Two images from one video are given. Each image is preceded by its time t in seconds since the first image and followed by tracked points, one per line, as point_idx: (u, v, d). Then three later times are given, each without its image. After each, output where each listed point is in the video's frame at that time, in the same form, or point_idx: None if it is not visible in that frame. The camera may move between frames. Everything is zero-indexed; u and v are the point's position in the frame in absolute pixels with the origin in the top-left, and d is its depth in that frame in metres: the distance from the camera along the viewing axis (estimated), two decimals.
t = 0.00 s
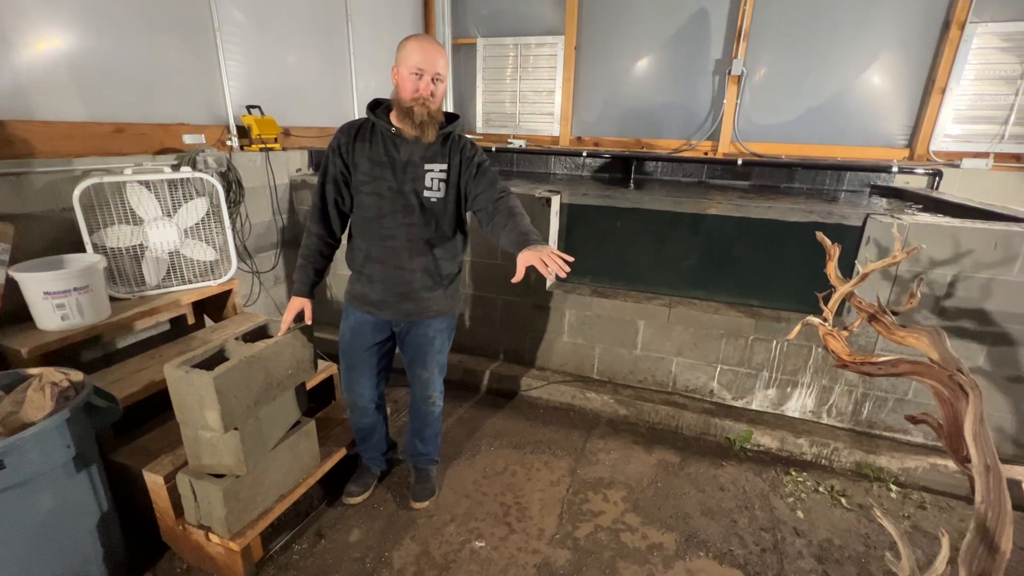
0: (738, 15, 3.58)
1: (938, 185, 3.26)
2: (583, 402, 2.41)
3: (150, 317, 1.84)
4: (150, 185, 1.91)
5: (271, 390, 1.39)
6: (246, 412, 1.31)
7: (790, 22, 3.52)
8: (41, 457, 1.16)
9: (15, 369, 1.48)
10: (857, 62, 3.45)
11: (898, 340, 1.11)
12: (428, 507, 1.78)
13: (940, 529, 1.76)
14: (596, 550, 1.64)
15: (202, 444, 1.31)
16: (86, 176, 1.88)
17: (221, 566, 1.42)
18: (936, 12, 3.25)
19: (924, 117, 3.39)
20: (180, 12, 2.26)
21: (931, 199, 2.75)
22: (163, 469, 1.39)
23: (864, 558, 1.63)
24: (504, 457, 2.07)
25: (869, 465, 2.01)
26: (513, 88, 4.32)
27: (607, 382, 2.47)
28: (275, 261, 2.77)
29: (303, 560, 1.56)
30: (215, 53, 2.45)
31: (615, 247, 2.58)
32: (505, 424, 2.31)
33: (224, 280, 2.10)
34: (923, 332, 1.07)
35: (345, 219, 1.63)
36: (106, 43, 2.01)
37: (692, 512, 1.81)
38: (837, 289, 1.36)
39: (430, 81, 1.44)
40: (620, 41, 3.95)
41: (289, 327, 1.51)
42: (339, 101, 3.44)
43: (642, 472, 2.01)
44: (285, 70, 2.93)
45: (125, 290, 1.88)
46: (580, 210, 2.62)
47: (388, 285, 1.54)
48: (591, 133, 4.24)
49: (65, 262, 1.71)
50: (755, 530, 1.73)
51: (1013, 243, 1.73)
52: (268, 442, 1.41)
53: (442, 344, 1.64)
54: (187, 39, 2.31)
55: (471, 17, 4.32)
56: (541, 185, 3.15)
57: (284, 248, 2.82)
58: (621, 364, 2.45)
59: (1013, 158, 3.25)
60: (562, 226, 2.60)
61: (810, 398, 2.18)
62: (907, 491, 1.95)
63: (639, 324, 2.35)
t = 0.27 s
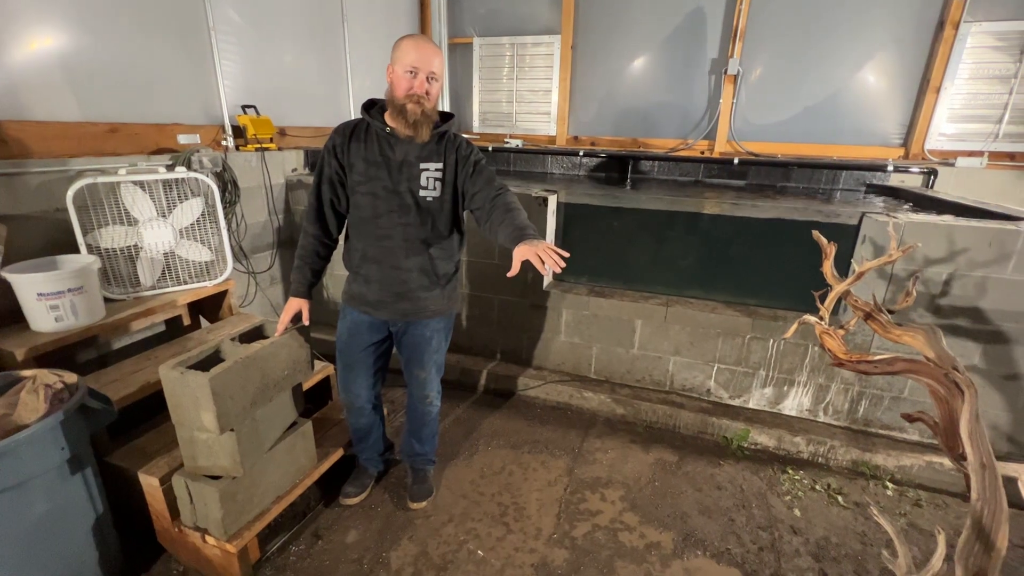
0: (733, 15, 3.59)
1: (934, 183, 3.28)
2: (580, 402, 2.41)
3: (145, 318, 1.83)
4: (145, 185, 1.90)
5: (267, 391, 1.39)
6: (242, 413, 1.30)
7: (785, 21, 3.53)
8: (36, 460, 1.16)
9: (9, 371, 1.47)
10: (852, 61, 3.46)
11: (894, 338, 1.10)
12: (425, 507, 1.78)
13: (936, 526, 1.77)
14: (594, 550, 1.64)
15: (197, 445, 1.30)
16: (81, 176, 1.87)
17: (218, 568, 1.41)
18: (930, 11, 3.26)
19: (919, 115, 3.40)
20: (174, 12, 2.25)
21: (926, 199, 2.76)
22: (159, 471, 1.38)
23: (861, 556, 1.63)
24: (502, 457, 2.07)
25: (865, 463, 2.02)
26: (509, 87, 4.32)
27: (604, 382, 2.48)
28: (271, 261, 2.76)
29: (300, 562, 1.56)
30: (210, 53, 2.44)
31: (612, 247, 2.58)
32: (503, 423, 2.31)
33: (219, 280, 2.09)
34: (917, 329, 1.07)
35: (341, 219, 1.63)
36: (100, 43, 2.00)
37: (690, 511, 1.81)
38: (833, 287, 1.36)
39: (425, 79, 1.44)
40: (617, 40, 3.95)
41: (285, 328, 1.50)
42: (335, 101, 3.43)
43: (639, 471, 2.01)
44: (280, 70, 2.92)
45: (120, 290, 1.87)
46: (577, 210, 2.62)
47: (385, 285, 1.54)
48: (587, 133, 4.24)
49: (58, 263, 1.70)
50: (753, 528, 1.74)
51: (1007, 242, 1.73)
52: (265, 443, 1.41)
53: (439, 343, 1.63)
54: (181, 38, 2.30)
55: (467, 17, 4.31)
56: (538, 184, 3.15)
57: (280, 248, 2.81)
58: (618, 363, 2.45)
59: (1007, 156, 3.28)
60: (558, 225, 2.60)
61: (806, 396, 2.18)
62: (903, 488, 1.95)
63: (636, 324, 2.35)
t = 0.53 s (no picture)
0: (730, 15, 3.60)
1: (929, 183, 3.31)
2: (578, 402, 2.41)
3: (141, 319, 1.83)
4: (141, 186, 1.89)
5: (265, 392, 1.38)
6: (240, 415, 1.30)
7: (782, 21, 3.54)
8: (32, 462, 1.15)
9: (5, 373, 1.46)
10: (849, 61, 3.47)
11: (891, 336, 1.10)
12: (423, 509, 1.78)
13: (934, 524, 1.78)
14: (593, 549, 1.64)
15: (195, 447, 1.30)
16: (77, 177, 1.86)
17: (216, 570, 1.41)
18: (925, 11, 3.28)
19: (915, 115, 3.41)
20: (171, 12, 2.24)
21: (922, 198, 2.78)
22: (156, 473, 1.37)
23: (859, 554, 1.64)
24: (500, 458, 2.07)
25: (862, 462, 2.03)
26: (507, 88, 4.32)
27: (602, 381, 2.48)
28: (268, 262, 2.75)
29: (298, 563, 1.55)
30: (206, 54, 2.44)
31: (610, 247, 2.58)
32: (501, 424, 2.31)
33: (216, 281, 2.08)
34: (914, 328, 1.07)
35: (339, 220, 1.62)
36: (96, 43, 2.00)
37: (688, 510, 1.81)
38: (831, 286, 1.36)
39: (423, 79, 1.44)
40: (613, 40, 3.95)
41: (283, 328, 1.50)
42: (332, 101, 3.42)
43: (638, 470, 2.02)
44: (277, 69, 2.91)
45: (116, 291, 1.86)
46: (575, 210, 2.61)
47: (384, 285, 1.54)
48: (585, 133, 4.25)
49: (54, 264, 1.70)
50: (751, 527, 1.74)
51: (1003, 240, 1.74)
52: (262, 444, 1.41)
53: (438, 343, 1.63)
54: (177, 39, 2.29)
55: (464, 17, 4.31)
56: (536, 185, 3.15)
57: (277, 249, 2.80)
58: (616, 363, 2.45)
59: (1003, 156, 3.30)
60: (556, 225, 2.59)
61: (804, 395, 2.19)
62: (900, 487, 1.96)
63: (634, 323, 2.35)
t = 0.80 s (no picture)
0: (727, 16, 3.61)
1: (926, 183, 3.33)
2: (577, 402, 2.42)
3: (141, 321, 1.83)
4: (141, 188, 1.90)
5: (265, 393, 1.39)
6: (240, 415, 1.31)
7: (779, 22, 3.55)
8: (33, 463, 1.16)
9: (6, 375, 1.47)
10: (846, 62, 3.49)
11: (885, 335, 1.11)
12: (423, 508, 1.78)
13: (930, 521, 1.79)
14: (592, 548, 1.65)
15: (196, 448, 1.31)
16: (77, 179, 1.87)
17: (216, 570, 1.42)
18: (921, 13, 3.30)
19: (911, 116, 3.43)
20: (169, 14, 2.25)
21: (918, 198, 2.80)
22: (156, 474, 1.38)
23: (856, 552, 1.65)
24: (499, 458, 2.08)
25: (860, 460, 2.04)
26: (505, 89, 4.33)
27: (601, 381, 2.49)
28: (268, 263, 2.76)
29: (299, 563, 1.56)
30: (206, 56, 2.44)
31: (609, 248, 2.59)
32: (500, 424, 2.31)
33: (216, 283, 2.09)
34: (907, 326, 1.08)
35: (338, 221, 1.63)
36: (95, 46, 2.00)
37: (687, 509, 1.82)
38: (826, 286, 1.37)
39: (426, 83, 1.45)
40: (611, 42, 3.96)
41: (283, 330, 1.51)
42: (330, 102, 3.43)
43: (636, 470, 2.03)
44: (276, 71, 2.92)
45: (116, 293, 1.86)
46: (573, 211, 2.62)
47: (385, 286, 1.54)
48: (583, 133, 4.26)
49: (53, 266, 1.70)
50: (749, 526, 1.75)
51: (998, 240, 1.76)
52: (263, 445, 1.41)
53: (438, 343, 1.64)
54: (177, 41, 2.30)
55: (463, 19, 4.32)
56: (534, 186, 3.16)
57: (277, 250, 2.81)
58: (615, 363, 2.46)
59: (998, 156, 3.32)
60: (554, 226, 2.59)
61: (802, 394, 2.20)
62: (897, 485, 1.97)
63: (632, 323, 2.36)
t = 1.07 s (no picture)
0: (725, 17, 3.63)
1: (923, 183, 3.34)
2: (577, 402, 2.43)
3: (142, 322, 1.84)
4: (141, 190, 1.90)
5: (266, 393, 1.40)
6: (242, 415, 1.32)
7: (776, 24, 3.57)
8: (35, 464, 1.16)
9: (8, 376, 1.47)
10: (843, 62, 3.51)
11: (882, 334, 1.13)
12: (423, 509, 1.79)
13: (928, 519, 1.80)
14: (592, 547, 1.65)
15: (197, 448, 1.31)
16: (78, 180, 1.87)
17: (218, 571, 1.42)
18: (917, 14, 3.32)
19: (908, 116, 3.45)
20: (169, 17, 2.26)
21: (915, 199, 2.81)
22: (158, 475, 1.38)
23: (855, 550, 1.66)
24: (499, 458, 2.08)
25: (858, 459, 2.05)
26: (504, 90, 4.34)
27: (601, 381, 2.50)
28: (268, 265, 2.76)
29: (300, 563, 1.56)
30: (206, 58, 2.45)
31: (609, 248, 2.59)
32: (500, 424, 2.32)
33: (216, 284, 2.09)
34: (904, 326, 1.09)
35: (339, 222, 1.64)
36: (95, 48, 2.01)
37: (687, 508, 1.83)
38: (824, 285, 1.38)
39: (414, 85, 1.45)
40: (609, 43, 3.98)
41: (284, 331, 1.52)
42: (330, 104, 3.44)
43: (636, 469, 2.03)
44: (276, 73, 2.92)
45: (117, 295, 1.87)
46: (573, 211, 2.61)
47: (385, 287, 1.55)
48: (582, 134, 4.27)
49: (55, 268, 1.70)
50: (749, 525, 1.76)
51: (994, 240, 1.77)
52: (264, 445, 1.42)
53: (438, 343, 1.65)
54: (177, 43, 2.31)
55: (462, 20, 4.33)
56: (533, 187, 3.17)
57: (277, 251, 2.81)
58: (614, 363, 2.47)
59: (995, 156, 3.33)
60: (554, 226, 2.58)
61: (800, 394, 2.21)
62: (896, 484, 1.98)
63: (632, 324, 2.37)
